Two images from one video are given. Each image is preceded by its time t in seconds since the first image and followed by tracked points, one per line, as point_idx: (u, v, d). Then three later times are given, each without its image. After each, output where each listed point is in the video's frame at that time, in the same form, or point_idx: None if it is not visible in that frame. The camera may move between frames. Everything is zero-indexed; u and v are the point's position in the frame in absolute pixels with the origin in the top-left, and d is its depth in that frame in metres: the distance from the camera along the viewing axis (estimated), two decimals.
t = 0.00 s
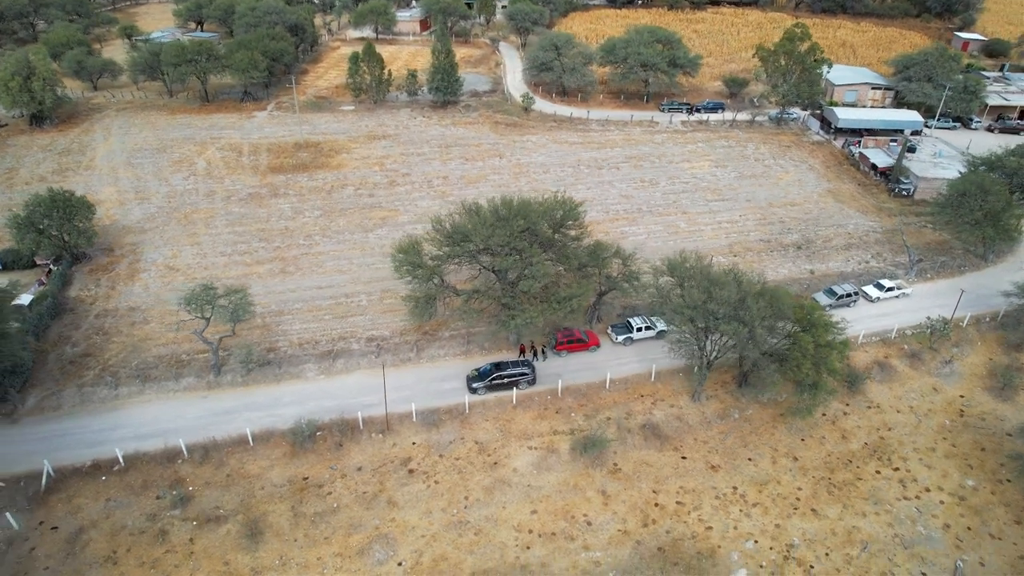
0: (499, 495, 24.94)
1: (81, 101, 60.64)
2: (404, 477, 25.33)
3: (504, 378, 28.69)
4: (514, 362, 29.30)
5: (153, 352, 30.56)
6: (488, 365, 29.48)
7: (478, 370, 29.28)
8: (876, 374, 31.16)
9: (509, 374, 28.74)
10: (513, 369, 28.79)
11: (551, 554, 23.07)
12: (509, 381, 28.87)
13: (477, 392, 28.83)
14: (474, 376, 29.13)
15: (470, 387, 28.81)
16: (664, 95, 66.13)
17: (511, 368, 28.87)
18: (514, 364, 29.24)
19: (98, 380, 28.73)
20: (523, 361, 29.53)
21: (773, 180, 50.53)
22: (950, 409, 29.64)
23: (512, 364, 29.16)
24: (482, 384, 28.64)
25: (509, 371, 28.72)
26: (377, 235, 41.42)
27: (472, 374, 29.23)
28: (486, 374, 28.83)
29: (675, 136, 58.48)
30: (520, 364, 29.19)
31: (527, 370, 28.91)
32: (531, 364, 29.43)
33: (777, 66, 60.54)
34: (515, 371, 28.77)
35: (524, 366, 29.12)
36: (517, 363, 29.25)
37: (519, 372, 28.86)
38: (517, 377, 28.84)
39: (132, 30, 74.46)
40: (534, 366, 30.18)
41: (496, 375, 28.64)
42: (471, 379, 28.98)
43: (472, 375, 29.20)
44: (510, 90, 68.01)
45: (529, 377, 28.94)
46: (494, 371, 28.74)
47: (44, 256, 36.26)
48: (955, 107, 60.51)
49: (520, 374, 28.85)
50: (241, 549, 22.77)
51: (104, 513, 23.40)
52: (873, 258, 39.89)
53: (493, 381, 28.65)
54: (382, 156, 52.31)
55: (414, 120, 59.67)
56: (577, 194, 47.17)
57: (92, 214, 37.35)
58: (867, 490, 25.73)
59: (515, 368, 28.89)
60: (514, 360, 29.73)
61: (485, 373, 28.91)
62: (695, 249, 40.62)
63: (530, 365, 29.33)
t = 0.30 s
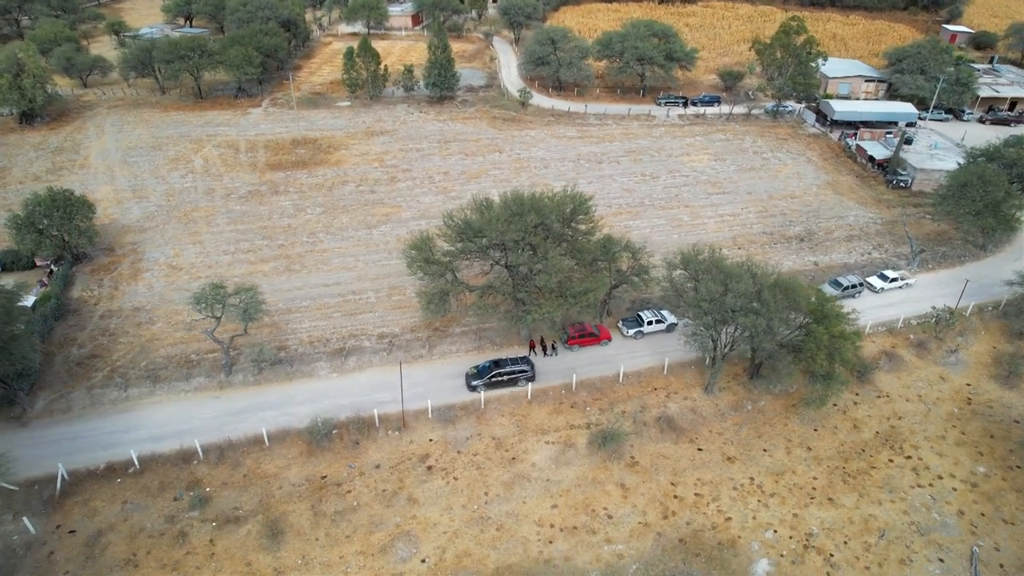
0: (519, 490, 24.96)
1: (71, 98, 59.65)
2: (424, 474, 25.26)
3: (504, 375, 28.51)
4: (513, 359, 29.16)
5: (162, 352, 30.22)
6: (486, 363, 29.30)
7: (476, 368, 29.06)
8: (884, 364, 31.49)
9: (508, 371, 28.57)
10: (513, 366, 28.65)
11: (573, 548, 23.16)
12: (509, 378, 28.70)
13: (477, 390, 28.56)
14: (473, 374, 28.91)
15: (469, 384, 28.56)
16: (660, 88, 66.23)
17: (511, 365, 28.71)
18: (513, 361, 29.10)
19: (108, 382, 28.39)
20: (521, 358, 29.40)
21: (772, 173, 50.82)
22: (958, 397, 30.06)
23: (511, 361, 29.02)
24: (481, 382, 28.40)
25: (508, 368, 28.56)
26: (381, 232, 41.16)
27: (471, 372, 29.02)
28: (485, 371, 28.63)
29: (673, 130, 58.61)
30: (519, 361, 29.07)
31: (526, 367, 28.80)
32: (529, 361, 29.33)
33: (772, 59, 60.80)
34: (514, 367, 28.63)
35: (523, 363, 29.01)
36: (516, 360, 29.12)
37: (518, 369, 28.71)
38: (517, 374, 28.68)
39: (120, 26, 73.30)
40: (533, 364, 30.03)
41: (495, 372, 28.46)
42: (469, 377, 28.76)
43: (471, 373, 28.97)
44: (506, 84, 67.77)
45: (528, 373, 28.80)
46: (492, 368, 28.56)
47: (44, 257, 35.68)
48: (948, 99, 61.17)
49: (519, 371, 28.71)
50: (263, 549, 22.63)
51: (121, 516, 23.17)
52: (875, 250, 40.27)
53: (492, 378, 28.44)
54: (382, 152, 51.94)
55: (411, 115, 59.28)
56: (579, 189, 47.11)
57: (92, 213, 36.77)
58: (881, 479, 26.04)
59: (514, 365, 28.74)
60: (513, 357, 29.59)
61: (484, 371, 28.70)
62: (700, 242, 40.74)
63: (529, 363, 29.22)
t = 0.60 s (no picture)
0: (538, 485, 25.02)
1: (62, 96, 58.66)
2: (443, 470, 25.22)
3: (503, 373, 28.34)
4: (512, 356, 28.98)
5: (171, 353, 29.93)
6: (484, 361, 29.07)
7: (475, 367, 28.83)
8: (891, 354, 31.85)
9: (507, 368, 28.43)
10: (512, 363, 28.48)
11: (596, 541, 23.27)
12: (508, 376, 28.54)
13: (476, 388, 28.31)
14: (471, 372, 28.67)
15: (468, 382, 28.32)
16: (656, 82, 66.32)
17: (510, 362, 28.55)
18: (512, 358, 28.93)
19: (118, 383, 28.06)
20: (520, 356, 29.24)
21: (771, 166, 51.11)
22: (964, 385, 30.51)
23: (510, 358, 28.85)
24: (480, 380, 28.17)
25: (507, 366, 28.38)
26: (385, 228, 40.92)
27: (470, 370, 28.76)
28: (484, 369, 28.41)
29: (670, 124, 58.74)
30: (518, 359, 28.91)
31: (526, 364, 28.67)
32: (528, 359, 29.18)
33: (768, 52, 61.09)
34: (514, 365, 28.47)
35: (522, 361, 28.86)
36: (515, 357, 28.95)
37: (517, 366, 28.56)
38: (516, 372, 28.53)
39: (108, 22, 72.16)
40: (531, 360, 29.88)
41: (494, 370, 28.26)
42: (468, 375, 28.51)
43: (469, 371, 28.72)
44: (502, 79, 67.52)
45: (527, 371, 28.66)
46: (492, 366, 28.36)
47: (45, 257, 35.13)
48: (940, 91, 61.85)
49: (518, 369, 28.55)
50: (285, 549, 22.50)
51: (140, 519, 22.96)
52: (877, 241, 40.67)
53: (492, 375, 28.24)
54: (381, 148, 51.59)
55: (409, 111, 58.90)
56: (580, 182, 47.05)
57: (93, 212, 36.26)
58: (895, 467, 26.37)
59: (513, 362, 28.58)
60: (511, 355, 29.40)
61: (483, 369, 28.48)
62: (704, 235, 40.89)
63: (528, 360, 29.08)
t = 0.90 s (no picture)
0: (558, 479, 25.10)
1: (52, 94, 57.75)
2: (463, 466, 25.22)
3: (502, 371, 28.20)
4: (510, 354, 28.77)
5: (181, 353, 29.66)
6: (484, 358, 28.88)
7: (475, 365, 28.65)
8: (898, 344, 32.24)
9: (506, 367, 28.26)
10: (511, 361, 28.31)
11: (618, 534, 23.39)
12: (506, 374, 28.40)
13: (477, 386, 28.19)
14: (471, 370, 28.50)
15: (467, 381, 28.17)
16: (652, 77, 66.45)
17: (509, 360, 28.35)
18: (511, 356, 28.77)
19: (129, 384, 27.77)
20: (519, 353, 29.07)
21: (770, 159, 51.44)
22: (971, 374, 30.96)
23: (509, 356, 28.66)
24: (480, 378, 28.03)
25: (506, 364, 28.23)
26: (390, 225, 40.71)
27: (469, 368, 28.59)
28: (483, 367, 28.25)
29: (668, 118, 58.91)
30: (518, 356, 28.72)
31: (525, 362, 28.50)
32: (528, 356, 29.04)
33: (764, 46, 61.42)
34: (513, 363, 28.31)
35: (522, 358, 28.70)
36: (514, 355, 28.75)
37: (516, 365, 28.36)
38: (516, 370, 28.36)
39: (95, 18, 71.08)
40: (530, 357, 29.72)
41: (493, 368, 28.12)
42: (467, 374, 28.35)
43: (469, 370, 28.56)
44: (498, 73, 67.26)
45: (526, 369, 28.51)
46: (491, 364, 28.20)
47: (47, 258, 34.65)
48: (932, 84, 62.52)
49: (518, 366, 28.39)
50: (308, 549, 22.39)
51: (159, 521, 22.78)
52: (878, 233, 41.09)
53: (491, 373, 28.12)
54: (381, 144, 51.27)
55: (406, 107, 58.51)
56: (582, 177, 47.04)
57: (94, 212, 35.70)
58: (907, 456, 26.73)
59: (512, 360, 28.40)
60: (511, 352, 29.25)
61: (483, 367, 28.32)
62: (708, 228, 41.08)
63: (528, 357, 28.91)
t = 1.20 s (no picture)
0: (578, 473, 25.20)
1: (43, 92, 56.83)
2: (482, 462, 25.22)
3: (501, 369, 27.99)
4: (510, 353, 28.59)
5: (191, 353, 29.37)
6: (483, 357, 28.65)
7: (474, 363, 28.40)
8: (905, 334, 32.63)
9: (505, 366, 28.06)
10: (511, 359, 28.13)
11: (640, 527, 23.56)
12: (506, 372, 28.23)
13: (476, 385, 27.96)
14: (471, 369, 28.24)
15: (467, 380, 27.91)
16: (648, 71, 66.58)
17: (508, 359, 28.18)
18: (510, 354, 28.58)
19: (140, 385, 27.46)
20: (519, 351, 28.92)
21: (769, 152, 51.78)
22: (977, 362, 31.42)
23: (508, 354, 28.47)
24: (479, 377, 27.79)
25: (506, 362, 28.02)
26: (394, 221, 40.51)
27: (469, 367, 28.33)
28: (483, 366, 27.99)
29: (665, 112, 59.07)
30: (517, 354, 28.56)
31: (525, 359, 28.36)
32: (528, 354, 28.87)
33: (760, 39, 61.87)
34: (513, 361, 28.14)
35: (522, 356, 28.53)
36: (514, 354, 28.58)
37: (516, 363, 28.19)
38: (515, 368, 28.19)
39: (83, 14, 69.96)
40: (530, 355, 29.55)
41: (493, 367, 27.89)
42: (466, 372, 28.10)
43: (468, 369, 28.30)
44: (494, 68, 67.00)
45: (525, 367, 28.34)
46: (490, 363, 27.97)
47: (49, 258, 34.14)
48: (925, 76, 63.21)
49: (518, 365, 28.22)
50: (332, 547, 22.30)
51: (180, 522, 22.60)
52: (879, 224, 41.52)
53: (491, 372, 27.88)
54: (381, 141, 50.96)
55: (403, 102, 58.16)
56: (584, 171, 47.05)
57: (96, 212, 35.18)
58: (919, 444, 27.10)
59: (511, 358, 28.22)
60: (510, 351, 29.07)
61: (483, 365, 28.07)
62: (712, 222, 41.28)
63: (527, 355, 28.74)
